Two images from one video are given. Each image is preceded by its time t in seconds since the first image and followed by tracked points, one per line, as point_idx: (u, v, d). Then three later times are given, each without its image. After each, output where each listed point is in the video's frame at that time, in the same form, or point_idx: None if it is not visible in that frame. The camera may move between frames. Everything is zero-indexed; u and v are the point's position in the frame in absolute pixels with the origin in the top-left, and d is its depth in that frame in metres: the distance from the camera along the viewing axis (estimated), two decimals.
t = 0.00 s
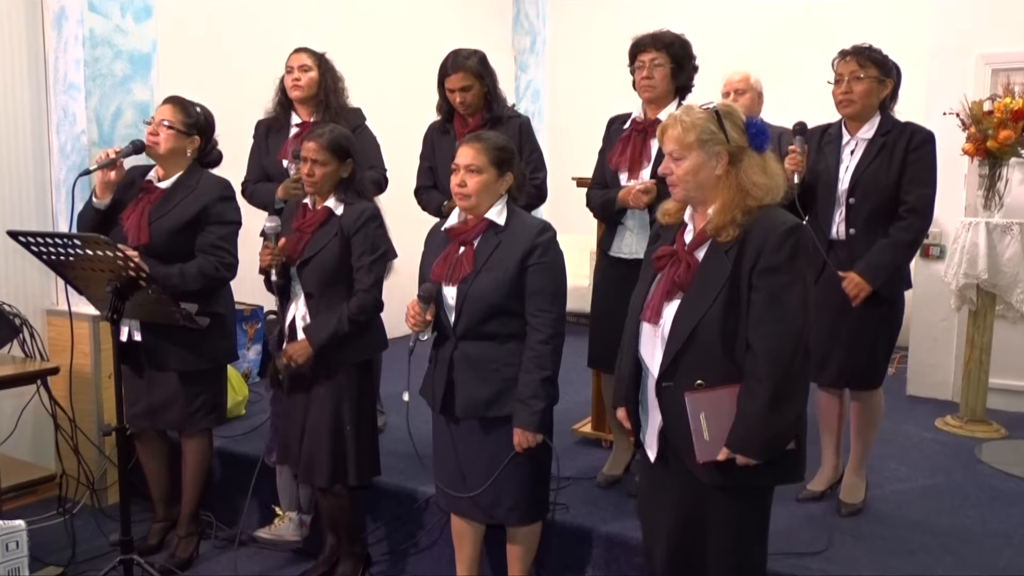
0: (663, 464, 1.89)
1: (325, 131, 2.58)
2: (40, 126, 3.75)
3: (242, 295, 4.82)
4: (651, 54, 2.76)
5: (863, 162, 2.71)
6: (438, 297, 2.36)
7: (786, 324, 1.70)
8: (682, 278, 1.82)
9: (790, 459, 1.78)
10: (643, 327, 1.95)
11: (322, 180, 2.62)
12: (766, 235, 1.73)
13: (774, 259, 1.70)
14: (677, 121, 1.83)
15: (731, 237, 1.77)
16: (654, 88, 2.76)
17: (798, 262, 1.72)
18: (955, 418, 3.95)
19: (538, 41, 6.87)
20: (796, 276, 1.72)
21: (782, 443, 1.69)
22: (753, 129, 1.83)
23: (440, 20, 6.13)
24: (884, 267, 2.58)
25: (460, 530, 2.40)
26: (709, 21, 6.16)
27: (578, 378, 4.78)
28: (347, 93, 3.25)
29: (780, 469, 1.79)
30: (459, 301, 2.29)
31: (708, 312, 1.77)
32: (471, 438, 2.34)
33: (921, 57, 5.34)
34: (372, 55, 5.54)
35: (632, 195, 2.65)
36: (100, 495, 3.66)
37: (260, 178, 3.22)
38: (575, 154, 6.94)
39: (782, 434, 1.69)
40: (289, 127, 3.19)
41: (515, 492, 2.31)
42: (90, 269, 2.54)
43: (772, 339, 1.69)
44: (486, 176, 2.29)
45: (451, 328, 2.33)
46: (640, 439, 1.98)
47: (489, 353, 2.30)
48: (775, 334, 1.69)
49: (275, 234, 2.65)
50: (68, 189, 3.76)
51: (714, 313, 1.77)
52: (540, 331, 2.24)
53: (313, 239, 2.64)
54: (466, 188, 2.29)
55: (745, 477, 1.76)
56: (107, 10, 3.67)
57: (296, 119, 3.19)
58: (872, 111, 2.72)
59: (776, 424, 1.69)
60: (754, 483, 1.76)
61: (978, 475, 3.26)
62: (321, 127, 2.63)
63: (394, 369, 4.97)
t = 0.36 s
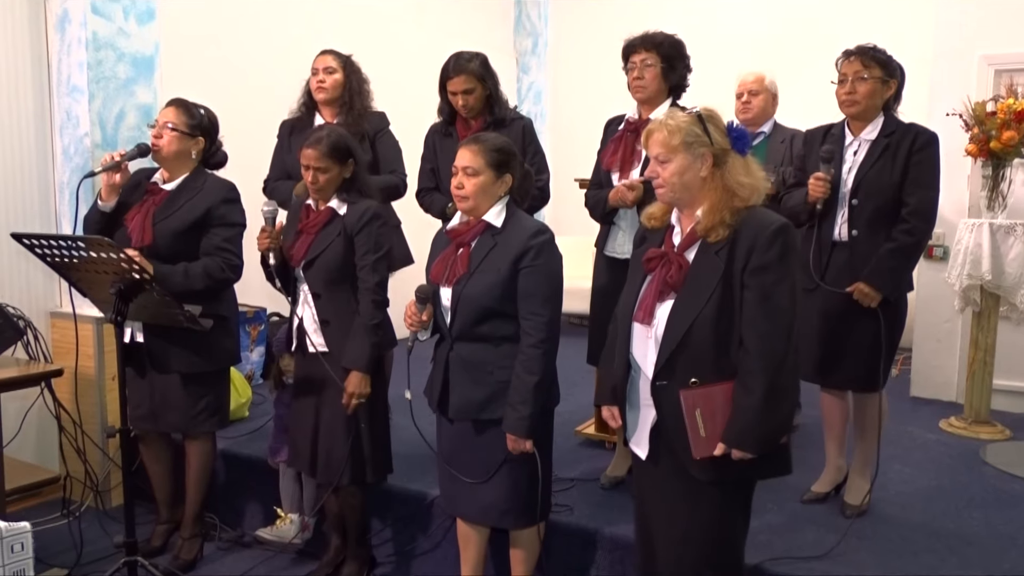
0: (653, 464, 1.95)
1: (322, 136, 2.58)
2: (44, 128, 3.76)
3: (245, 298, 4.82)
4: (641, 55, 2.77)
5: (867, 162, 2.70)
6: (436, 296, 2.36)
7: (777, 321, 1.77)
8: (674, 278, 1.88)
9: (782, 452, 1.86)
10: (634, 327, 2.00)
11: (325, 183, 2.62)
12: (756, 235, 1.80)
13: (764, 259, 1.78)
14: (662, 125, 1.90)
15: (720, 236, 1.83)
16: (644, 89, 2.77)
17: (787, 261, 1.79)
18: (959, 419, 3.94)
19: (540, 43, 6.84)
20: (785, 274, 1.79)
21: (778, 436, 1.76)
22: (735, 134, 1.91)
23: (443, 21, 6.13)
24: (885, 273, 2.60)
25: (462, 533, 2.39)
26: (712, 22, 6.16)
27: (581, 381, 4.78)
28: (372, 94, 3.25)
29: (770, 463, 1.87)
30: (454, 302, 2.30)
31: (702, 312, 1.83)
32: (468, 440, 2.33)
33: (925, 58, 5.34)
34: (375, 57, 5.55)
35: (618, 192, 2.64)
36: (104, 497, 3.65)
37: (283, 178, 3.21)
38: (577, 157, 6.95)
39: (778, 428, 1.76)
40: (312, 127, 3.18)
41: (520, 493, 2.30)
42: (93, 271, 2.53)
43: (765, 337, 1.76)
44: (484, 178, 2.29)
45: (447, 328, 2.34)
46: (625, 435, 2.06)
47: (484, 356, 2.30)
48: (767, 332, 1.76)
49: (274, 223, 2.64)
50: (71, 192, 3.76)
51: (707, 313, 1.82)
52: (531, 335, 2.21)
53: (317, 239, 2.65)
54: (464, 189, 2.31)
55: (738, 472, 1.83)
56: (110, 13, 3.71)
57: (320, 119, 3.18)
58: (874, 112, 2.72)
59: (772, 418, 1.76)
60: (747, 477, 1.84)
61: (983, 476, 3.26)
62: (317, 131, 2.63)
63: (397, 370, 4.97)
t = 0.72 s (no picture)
0: (648, 462, 1.97)
1: (313, 146, 2.55)
2: (47, 131, 3.76)
3: (248, 300, 4.83)
4: (635, 57, 2.76)
5: (869, 162, 2.70)
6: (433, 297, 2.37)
7: (774, 319, 1.80)
8: (672, 277, 1.87)
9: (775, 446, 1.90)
10: (631, 324, 1.99)
11: (324, 189, 2.61)
12: (753, 234, 1.82)
13: (762, 258, 1.80)
14: (667, 124, 1.89)
15: (717, 235, 1.84)
16: (639, 91, 2.77)
17: (783, 260, 1.82)
18: (963, 420, 3.93)
19: (542, 44, 6.84)
20: (782, 273, 1.82)
21: (776, 431, 1.80)
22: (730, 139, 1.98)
23: (445, 23, 6.13)
24: (885, 278, 2.59)
25: (463, 536, 2.38)
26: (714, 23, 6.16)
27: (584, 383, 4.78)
28: (395, 95, 3.24)
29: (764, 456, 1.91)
30: (453, 303, 2.30)
31: (701, 310, 1.84)
32: (466, 441, 2.33)
33: (928, 58, 5.33)
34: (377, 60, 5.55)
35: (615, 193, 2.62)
36: (108, 500, 3.66)
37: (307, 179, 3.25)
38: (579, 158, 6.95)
39: (777, 422, 1.80)
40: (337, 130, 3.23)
41: (523, 494, 2.30)
42: (97, 274, 2.53)
43: (764, 334, 1.79)
44: (484, 180, 2.29)
45: (446, 329, 2.34)
46: (623, 434, 2.07)
47: (482, 357, 2.30)
48: (766, 329, 1.79)
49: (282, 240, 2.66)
50: (73, 194, 3.76)
51: (707, 311, 1.83)
52: (530, 335, 2.20)
53: (322, 244, 2.65)
54: (463, 192, 2.31)
55: (734, 465, 1.87)
56: (113, 16, 3.69)
57: (344, 123, 3.22)
58: (876, 112, 2.71)
59: (771, 412, 1.79)
60: (742, 471, 1.88)
61: (987, 477, 3.24)
62: (307, 138, 2.60)
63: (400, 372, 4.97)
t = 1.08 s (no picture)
0: (652, 463, 1.96)
1: (308, 162, 2.53)
2: (48, 134, 3.76)
3: (249, 302, 4.82)
4: (632, 58, 2.76)
5: (869, 161, 2.69)
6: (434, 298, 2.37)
7: (774, 315, 1.80)
8: (672, 277, 1.86)
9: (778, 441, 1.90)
10: (629, 324, 1.98)
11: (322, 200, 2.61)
12: (750, 232, 1.82)
13: (760, 255, 1.80)
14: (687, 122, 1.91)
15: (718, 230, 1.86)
16: (637, 92, 2.75)
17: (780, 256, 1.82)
18: (967, 420, 3.91)
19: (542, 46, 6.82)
20: (779, 269, 1.82)
21: (778, 427, 1.80)
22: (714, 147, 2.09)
23: (446, 25, 6.13)
24: (890, 279, 2.58)
25: (466, 539, 2.37)
26: (716, 23, 6.15)
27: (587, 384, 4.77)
28: (411, 99, 3.21)
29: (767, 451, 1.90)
30: (454, 303, 2.30)
31: (701, 308, 1.84)
32: (468, 442, 2.32)
33: (930, 58, 5.32)
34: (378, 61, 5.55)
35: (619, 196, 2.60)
36: (109, 503, 3.66)
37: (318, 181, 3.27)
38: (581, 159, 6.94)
39: (779, 416, 1.80)
40: (349, 133, 3.22)
41: (525, 496, 2.30)
42: (98, 277, 2.53)
43: (764, 330, 1.79)
44: (473, 180, 2.28)
45: (447, 330, 2.34)
46: (624, 435, 2.05)
47: (483, 358, 2.29)
48: (765, 325, 1.79)
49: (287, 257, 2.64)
50: (74, 198, 3.76)
51: (707, 309, 1.84)
52: (533, 336, 2.20)
53: (326, 254, 2.66)
54: (456, 194, 2.32)
55: (738, 461, 1.86)
56: (114, 19, 3.68)
57: (357, 125, 3.21)
58: (873, 111, 2.70)
59: (773, 407, 1.79)
60: (745, 467, 1.87)
61: (991, 478, 3.23)
62: (299, 151, 2.57)
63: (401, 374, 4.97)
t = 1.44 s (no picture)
0: (658, 465, 1.94)
1: (302, 164, 2.51)
2: (45, 136, 3.75)
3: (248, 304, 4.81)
4: (631, 57, 2.74)
5: (866, 161, 2.67)
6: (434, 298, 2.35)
7: (776, 312, 1.80)
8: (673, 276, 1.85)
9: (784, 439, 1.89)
10: (631, 325, 1.96)
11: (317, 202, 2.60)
12: (750, 230, 1.82)
13: (762, 252, 1.79)
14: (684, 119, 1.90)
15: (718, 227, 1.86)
16: (636, 91, 2.74)
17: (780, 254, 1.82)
18: (968, 420, 3.90)
19: (542, 46, 6.92)
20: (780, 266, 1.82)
21: (787, 423, 1.80)
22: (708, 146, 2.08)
23: (444, 25, 6.11)
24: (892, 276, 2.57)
25: (467, 540, 2.36)
26: (714, 23, 6.14)
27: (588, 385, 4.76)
28: (415, 101, 3.19)
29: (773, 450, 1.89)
30: (454, 303, 2.28)
31: (705, 307, 1.83)
32: (468, 444, 2.31)
33: (930, 56, 5.30)
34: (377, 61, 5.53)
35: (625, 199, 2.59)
36: (108, 506, 3.64)
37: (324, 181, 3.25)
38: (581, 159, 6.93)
39: (786, 414, 1.79)
40: (354, 132, 3.20)
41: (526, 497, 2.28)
42: (95, 280, 2.51)
43: (768, 327, 1.78)
44: (466, 180, 2.29)
45: (447, 329, 2.32)
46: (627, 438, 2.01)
47: (482, 359, 2.28)
48: (769, 321, 1.79)
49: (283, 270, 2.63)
50: (71, 200, 3.75)
51: (711, 307, 1.83)
52: (530, 338, 2.18)
53: (325, 254, 2.65)
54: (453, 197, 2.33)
55: (746, 461, 1.85)
56: (111, 19, 3.67)
57: (361, 125, 3.19)
58: (871, 110, 2.69)
59: (780, 404, 1.78)
60: (753, 466, 1.86)
61: (992, 478, 3.22)
62: (295, 155, 2.55)
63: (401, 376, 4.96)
